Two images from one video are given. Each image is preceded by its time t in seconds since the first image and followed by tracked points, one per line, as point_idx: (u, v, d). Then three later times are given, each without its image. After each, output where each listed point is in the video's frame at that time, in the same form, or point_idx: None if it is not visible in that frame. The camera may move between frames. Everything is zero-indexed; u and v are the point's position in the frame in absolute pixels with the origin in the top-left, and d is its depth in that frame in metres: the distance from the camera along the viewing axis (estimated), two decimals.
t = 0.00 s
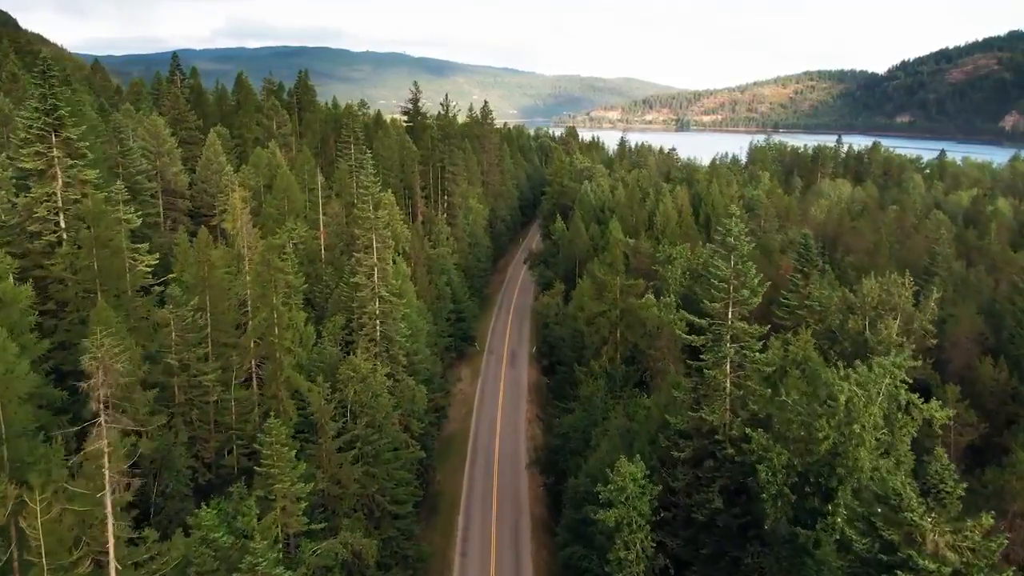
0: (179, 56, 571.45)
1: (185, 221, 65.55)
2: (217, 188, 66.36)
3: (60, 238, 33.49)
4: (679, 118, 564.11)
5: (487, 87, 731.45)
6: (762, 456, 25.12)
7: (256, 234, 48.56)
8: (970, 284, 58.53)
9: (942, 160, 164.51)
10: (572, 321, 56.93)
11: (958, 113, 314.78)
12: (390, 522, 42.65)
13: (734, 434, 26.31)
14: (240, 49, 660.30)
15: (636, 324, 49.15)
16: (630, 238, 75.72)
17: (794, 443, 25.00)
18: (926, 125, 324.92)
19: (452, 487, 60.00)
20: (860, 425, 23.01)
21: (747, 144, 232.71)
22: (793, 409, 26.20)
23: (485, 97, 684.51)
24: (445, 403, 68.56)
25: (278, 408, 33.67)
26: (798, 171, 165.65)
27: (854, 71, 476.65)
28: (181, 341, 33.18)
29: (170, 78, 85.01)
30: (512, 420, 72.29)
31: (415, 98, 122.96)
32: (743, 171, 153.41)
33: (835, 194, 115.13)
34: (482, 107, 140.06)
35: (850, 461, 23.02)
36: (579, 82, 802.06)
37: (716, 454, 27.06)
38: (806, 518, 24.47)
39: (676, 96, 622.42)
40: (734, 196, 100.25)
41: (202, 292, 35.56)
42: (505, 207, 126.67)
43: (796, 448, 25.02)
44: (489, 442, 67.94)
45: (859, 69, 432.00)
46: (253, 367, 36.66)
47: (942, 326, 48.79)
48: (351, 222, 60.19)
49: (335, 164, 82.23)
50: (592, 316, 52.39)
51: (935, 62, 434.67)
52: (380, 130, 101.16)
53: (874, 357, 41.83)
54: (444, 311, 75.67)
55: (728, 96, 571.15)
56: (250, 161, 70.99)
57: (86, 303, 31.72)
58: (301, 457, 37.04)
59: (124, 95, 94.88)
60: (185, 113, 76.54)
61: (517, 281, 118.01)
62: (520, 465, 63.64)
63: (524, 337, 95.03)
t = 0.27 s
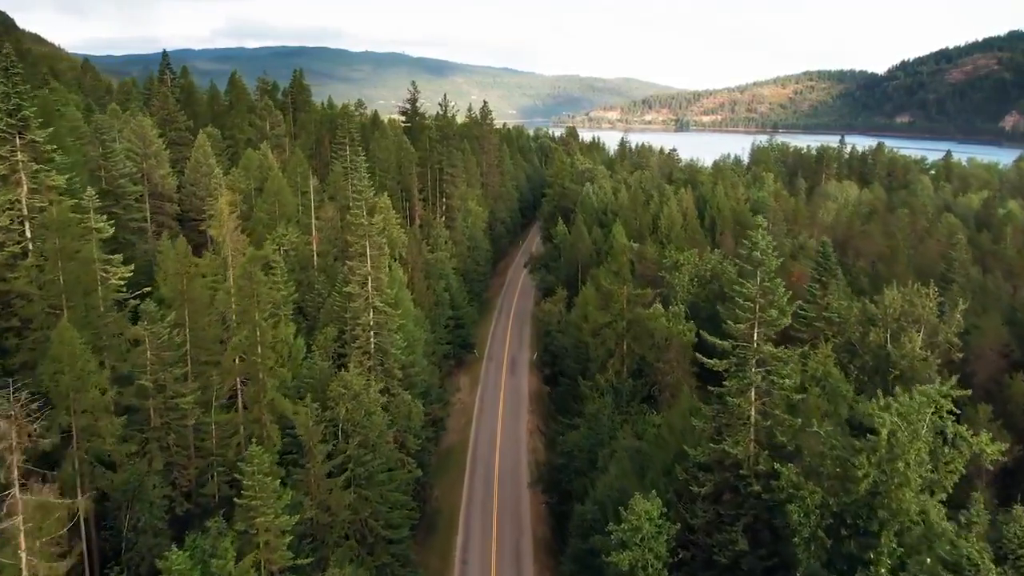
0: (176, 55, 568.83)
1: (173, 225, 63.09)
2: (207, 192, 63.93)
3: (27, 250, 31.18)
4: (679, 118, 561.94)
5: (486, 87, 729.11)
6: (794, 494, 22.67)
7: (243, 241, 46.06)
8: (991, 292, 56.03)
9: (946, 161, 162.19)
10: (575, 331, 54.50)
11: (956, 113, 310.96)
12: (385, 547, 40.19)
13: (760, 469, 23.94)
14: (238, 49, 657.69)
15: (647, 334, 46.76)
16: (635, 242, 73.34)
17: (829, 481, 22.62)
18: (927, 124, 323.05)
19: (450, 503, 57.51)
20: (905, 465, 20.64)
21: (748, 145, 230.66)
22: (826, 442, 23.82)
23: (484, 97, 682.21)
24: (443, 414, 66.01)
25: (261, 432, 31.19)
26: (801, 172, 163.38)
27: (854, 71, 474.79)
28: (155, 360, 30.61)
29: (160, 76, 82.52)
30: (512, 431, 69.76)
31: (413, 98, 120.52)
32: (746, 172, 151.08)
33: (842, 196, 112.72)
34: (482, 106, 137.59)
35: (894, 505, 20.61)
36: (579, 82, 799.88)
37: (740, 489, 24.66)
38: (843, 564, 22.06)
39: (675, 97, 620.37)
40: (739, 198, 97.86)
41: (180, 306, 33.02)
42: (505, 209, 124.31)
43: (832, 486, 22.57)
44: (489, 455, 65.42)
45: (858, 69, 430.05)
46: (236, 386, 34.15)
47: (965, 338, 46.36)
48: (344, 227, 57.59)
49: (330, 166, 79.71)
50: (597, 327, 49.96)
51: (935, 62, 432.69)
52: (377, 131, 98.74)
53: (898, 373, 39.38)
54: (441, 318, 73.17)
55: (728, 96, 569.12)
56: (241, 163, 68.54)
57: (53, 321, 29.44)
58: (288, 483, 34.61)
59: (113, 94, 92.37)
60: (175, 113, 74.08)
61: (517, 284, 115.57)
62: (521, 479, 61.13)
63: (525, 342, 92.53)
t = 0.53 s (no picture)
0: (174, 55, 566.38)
1: (163, 229, 60.97)
2: (197, 195, 61.81)
3: None
4: (678, 118, 559.83)
5: (484, 87, 727.00)
6: (827, 535, 20.59)
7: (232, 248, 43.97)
8: (1010, 299, 53.96)
9: (951, 162, 159.99)
10: (579, 340, 52.42)
11: (957, 112, 309.44)
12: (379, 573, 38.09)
13: (788, 505, 21.88)
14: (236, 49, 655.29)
15: (655, 346, 44.71)
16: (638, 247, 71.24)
17: (865, 520, 20.57)
18: (927, 125, 320.96)
19: (449, 519, 55.36)
20: (953, 507, 18.56)
21: (748, 145, 228.61)
22: (859, 476, 21.79)
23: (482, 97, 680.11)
24: (442, 425, 63.88)
25: (245, 457, 29.12)
26: (803, 173, 161.39)
27: (853, 71, 473.08)
28: (130, 379, 28.40)
29: (151, 75, 80.32)
30: (513, 441, 67.60)
31: (411, 98, 118.44)
32: (748, 173, 149.01)
33: (846, 198, 110.72)
34: (480, 106, 135.49)
35: (941, 551, 18.53)
36: (578, 82, 797.75)
37: (765, 526, 22.58)
38: None
39: (674, 97, 618.26)
40: (743, 200, 95.71)
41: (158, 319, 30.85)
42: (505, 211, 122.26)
43: (868, 527, 20.49)
44: (489, 467, 63.27)
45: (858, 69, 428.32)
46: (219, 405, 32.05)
47: (988, 348, 44.29)
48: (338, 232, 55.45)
49: (325, 168, 77.61)
50: (602, 337, 47.85)
51: (934, 62, 430.91)
52: (374, 131, 96.68)
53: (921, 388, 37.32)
54: (439, 325, 71.08)
55: (727, 96, 567.20)
56: (232, 165, 66.41)
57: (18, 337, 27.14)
58: (275, 508, 32.50)
59: (104, 94, 90.11)
60: (166, 113, 71.90)
61: (517, 288, 113.46)
62: (522, 492, 59.18)
63: (525, 348, 90.40)
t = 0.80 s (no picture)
0: (173, 55, 563.57)
1: (149, 234, 58.18)
2: (185, 198, 59.33)
3: None
4: (677, 118, 557.69)
5: (483, 87, 724.72)
6: None
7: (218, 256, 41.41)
8: None
9: (955, 164, 157.74)
10: (584, 352, 49.95)
11: (957, 112, 307.27)
12: None
13: (828, 556, 19.44)
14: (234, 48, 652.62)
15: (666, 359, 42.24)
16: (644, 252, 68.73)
17: None
18: (926, 124, 318.54)
19: (446, 539, 52.80)
20: None
21: (749, 146, 226.44)
22: (909, 525, 19.32)
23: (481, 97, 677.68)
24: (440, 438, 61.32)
25: (222, 490, 26.58)
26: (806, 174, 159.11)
27: (853, 71, 471.19)
28: (96, 405, 25.97)
29: (139, 73, 77.60)
30: (513, 454, 65.01)
31: (409, 97, 115.98)
32: (750, 174, 146.63)
33: (853, 200, 108.41)
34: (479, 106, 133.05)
35: None
36: (577, 82, 795.57)
37: None
38: None
39: (673, 97, 616.10)
40: (749, 203, 93.28)
41: (131, 337, 28.48)
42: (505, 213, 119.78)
43: None
44: (489, 482, 60.68)
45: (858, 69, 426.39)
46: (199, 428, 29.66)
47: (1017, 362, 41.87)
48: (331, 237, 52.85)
49: (319, 170, 75.10)
50: (609, 350, 45.37)
51: (934, 62, 429.01)
52: (370, 131, 94.20)
53: (952, 407, 34.91)
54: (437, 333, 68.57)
55: (726, 96, 565.20)
56: (222, 166, 63.92)
57: None
58: (257, 542, 30.01)
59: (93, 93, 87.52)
60: (154, 113, 69.36)
61: (517, 291, 110.88)
62: (523, 510, 56.56)
63: (526, 355, 87.79)
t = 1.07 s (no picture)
0: (171, 55, 560.81)
1: (136, 238, 56.56)
2: (173, 202, 57.34)
3: None
4: (676, 118, 555.83)
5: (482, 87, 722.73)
6: None
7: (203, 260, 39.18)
8: None
9: (959, 165, 155.77)
10: (589, 363, 47.95)
11: (957, 112, 305.22)
12: None
13: None
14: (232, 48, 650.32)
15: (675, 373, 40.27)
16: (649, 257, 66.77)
17: None
18: (926, 124, 316.58)
19: (444, 557, 50.71)
20: None
21: (750, 146, 224.43)
22: None
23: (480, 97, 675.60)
24: (438, 449, 59.20)
25: (199, 525, 24.43)
26: (809, 175, 157.17)
27: (853, 71, 469.22)
28: (61, 430, 23.81)
29: (128, 72, 75.46)
30: (514, 466, 62.84)
31: (407, 97, 113.99)
32: (752, 175, 144.74)
33: (858, 202, 106.41)
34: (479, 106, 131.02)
35: None
36: (576, 82, 793.59)
37: None
38: None
39: (672, 97, 614.19)
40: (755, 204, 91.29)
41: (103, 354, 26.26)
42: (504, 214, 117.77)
43: None
44: (488, 495, 58.55)
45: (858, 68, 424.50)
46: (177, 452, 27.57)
47: None
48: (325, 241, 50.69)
49: (314, 171, 73.07)
50: (615, 362, 43.37)
51: (935, 62, 427.02)
52: (367, 132, 92.18)
53: (981, 426, 32.89)
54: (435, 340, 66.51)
55: (726, 96, 563.36)
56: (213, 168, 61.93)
57: None
58: None
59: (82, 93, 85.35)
60: (143, 113, 67.31)
61: (517, 294, 108.77)
62: (525, 525, 54.44)
63: (526, 361, 85.60)
